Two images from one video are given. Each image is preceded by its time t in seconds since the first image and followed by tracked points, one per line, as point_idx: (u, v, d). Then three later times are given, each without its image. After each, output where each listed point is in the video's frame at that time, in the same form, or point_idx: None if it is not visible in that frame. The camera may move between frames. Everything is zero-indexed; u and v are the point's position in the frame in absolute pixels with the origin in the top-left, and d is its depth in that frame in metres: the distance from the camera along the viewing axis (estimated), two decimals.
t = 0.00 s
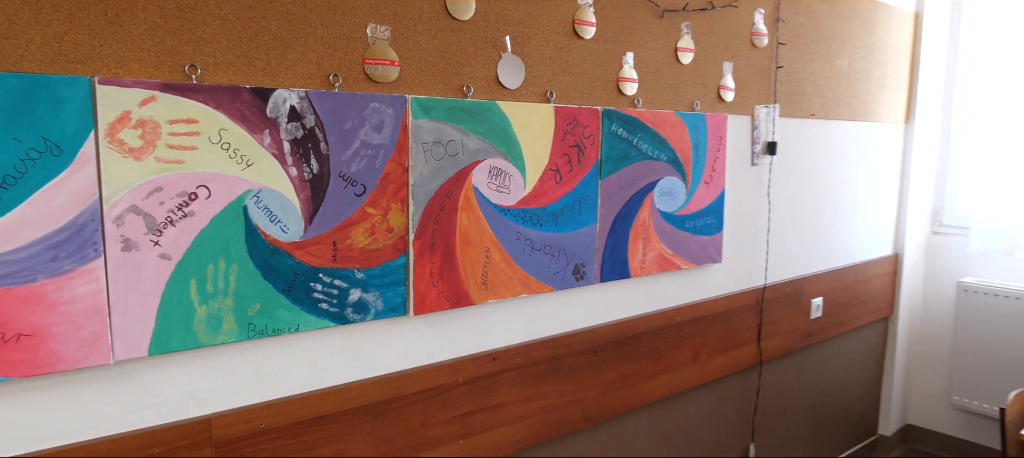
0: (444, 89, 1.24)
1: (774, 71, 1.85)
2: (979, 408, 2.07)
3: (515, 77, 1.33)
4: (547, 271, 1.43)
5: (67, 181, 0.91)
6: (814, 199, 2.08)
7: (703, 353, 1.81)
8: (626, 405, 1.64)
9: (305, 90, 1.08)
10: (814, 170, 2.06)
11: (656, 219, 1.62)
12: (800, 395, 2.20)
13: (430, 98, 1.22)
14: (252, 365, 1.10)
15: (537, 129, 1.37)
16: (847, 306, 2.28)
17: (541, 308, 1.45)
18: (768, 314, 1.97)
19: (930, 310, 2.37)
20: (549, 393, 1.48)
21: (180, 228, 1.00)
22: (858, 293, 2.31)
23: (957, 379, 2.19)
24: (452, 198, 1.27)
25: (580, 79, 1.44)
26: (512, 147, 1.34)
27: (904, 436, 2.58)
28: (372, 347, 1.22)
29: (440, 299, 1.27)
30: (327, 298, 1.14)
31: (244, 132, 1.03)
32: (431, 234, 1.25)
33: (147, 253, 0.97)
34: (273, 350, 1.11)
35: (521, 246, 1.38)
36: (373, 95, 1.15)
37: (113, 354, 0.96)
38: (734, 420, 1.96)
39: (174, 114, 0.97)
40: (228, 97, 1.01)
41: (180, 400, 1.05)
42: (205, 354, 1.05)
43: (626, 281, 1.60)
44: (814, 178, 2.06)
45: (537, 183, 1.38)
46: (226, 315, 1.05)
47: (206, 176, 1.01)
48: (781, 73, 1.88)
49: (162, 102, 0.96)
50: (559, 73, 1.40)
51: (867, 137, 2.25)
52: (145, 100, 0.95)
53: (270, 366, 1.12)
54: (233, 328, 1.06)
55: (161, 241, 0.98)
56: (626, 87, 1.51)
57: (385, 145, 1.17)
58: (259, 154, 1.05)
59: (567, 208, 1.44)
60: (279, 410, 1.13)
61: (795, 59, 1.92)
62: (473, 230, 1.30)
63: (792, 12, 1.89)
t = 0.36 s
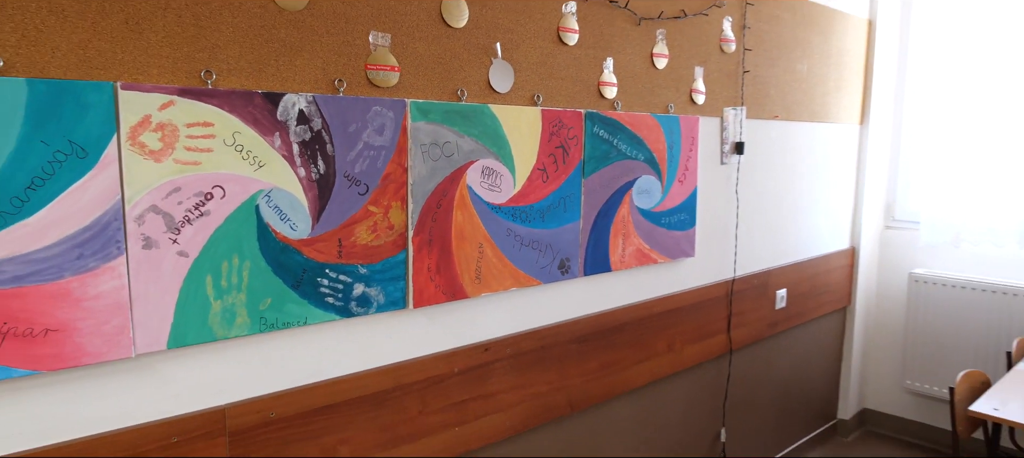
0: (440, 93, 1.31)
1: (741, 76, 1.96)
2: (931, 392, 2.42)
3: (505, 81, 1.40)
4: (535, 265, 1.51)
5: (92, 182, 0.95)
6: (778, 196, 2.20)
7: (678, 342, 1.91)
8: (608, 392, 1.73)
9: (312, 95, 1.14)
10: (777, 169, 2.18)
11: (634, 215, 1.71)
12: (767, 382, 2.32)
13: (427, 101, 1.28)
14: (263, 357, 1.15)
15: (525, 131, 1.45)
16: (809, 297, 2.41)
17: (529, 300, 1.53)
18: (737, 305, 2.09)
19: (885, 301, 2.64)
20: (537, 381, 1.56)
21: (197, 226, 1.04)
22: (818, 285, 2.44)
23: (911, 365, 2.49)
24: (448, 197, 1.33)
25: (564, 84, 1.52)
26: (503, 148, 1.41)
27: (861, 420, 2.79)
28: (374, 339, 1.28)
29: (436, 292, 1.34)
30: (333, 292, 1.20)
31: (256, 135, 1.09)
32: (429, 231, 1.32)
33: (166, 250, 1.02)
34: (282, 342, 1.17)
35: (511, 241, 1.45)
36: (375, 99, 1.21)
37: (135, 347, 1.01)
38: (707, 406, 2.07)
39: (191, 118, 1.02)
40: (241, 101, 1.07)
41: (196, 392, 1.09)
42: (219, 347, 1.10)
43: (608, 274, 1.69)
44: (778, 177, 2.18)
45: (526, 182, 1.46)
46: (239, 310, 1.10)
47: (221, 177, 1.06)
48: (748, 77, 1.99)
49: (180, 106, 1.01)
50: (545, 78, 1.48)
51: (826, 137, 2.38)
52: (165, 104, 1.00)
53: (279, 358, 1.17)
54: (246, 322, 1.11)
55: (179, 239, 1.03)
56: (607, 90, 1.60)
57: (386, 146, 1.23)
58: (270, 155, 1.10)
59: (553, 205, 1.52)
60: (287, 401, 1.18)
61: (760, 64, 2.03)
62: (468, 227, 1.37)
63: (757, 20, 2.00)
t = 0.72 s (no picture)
0: (439, 96, 1.38)
1: (710, 80, 2.08)
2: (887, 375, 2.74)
3: (497, 84, 1.48)
4: (526, 258, 1.59)
5: (122, 180, 1.00)
6: (744, 193, 2.33)
7: (654, 331, 2.01)
8: (592, 379, 1.83)
9: (323, 97, 1.20)
10: (743, 168, 2.31)
11: (615, 212, 1.81)
12: (735, 369, 2.45)
13: (427, 104, 1.35)
14: (277, 347, 1.21)
15: (516, 131, 1.53)
16: (772, 288, 2.55)
17: (520, 292, 1.61)
18: (708, 296, 2.21)
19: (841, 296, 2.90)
20: (528, 369, 1.65)
21: (217, 222, 1.10)
22: (781, 277, 2.59)
23: (866, 353, 2.79)
24: (446, 194, 1.41)
25: (551, 87, 1.61)
26: (495, 148, 1.49)
27: (819, 404, 2.99)
28: (379, 329, 1.35)
29: (436, 285, 1.41)
30: (342, 285, 1.26)
31: (272, 135, 1.14)
32: (429, 227, 1.39)
33: (189, 245, 1.07)
34: (295, 333, 1.22)
35: (503, 236, 1.53)
36: (380, 101, 1.28)
37: (161, 338, 1.06)
38: (681, 392, 2.18)
39: (213, 119, 1.07)
40: (259, 103, 1.12)
41: (216, 381, 1.14)
42: (237, 338, 1.15)
43: (591, 267, 1.78)
44: (744, 175, 2.31)
45: (516, 180, 1.54)
46: (256, 301, 1.16)
47: (240, 175, 1.11)
48: (716, 81, 2.11)
49: (202, 108, 1.06)
50: (533, 81, 1.56)
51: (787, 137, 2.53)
52: (189, 106, 1.05)
53: (292, 348, 1.23)
54: (262, 313, 1.17)
55: (202, 234, 1.08)
56: (589, 94, 1.69)
57: (390, 146, 1.30)
58: (285, 155, 1.16)
59: (541, 202, 1.61)
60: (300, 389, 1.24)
61: (727, 69, 2.16)
62: (464, 223, 1.45)
63: (724, 27, 2.12)
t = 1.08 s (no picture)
0: (430, 98, 1.46)
1: (673, 83, 2.21)
2: (837, 359, 2.92)
3: (482, 87, 1.57)
4: (509, 252, 1.68)
5: (143, 179, 1.05)
6: (704, 190, 2.48)
7: (624, 320, 2.13)
8: (568, 366, 1.93)
9: (325, 99, 1.27)
10: (704, 166, 2.45)
11: (589, 207, 1.92)
12: (697, 356, 2.59)
13: (420, 106, 1.43)
14: (284, 337, 1.27)
15: (499, 131, 1.62)
16: (730, 279, 2.71)
17: (503, 283, 1.70)
18: (672, 286, 2.34)
19: (792, 286, 3.09)
20: (511, 356, 1.74)
21: (231, 218, 1.16)
22: (737, 268, 2.74)
23: (817, 340, 2.97)
24: (437, 191, 1.49)
25: (530, 90, 1.70)
26: (481, 147, 1.58)
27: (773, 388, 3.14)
28: (376, 320, 1.42)
29: (427, 277, 1.49)
30: (343, 278, 1.33)
31: (280, 136, 1.21)
32: (421, 222, 1.47)
33: (205, 241, 1.13)
34: (300, 323, 1.29)
35: (488, 231, 1.62)
36: (377, 103, 1.35)
37: (179, 329, 1.11)
38: (649, 378, 2.31)
39: (226, 120, 1.13)
40: (268, 105, 1.18)
41: (229, 370, 1.20)
42: (248, 328, 1.21)
43: (567, 260, 1.89)
44: (704, 172, 2.45)
45: (500, 178, 1.64)
46: (265, 294, 1.22)
47: (251, 173, 1.17)
48: (679, 84, 2.24)
49: (217, 110, 1.12)
50: (515, 84, 1.66)
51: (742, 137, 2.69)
52: (205, 108, 1.11)
53: (298, 338, 1.29)
54: (271, 305, 1.23)
55: (216, 230, 1.14)
56: (565, 96, 1.79)
57: (386, 146, 1.38)
58: (292, 154, 1.22)
59: (523, 198, 1.70)
60: (305, 376, 1.30)
61: (689, 73, 2.29)
62: (453, 218, 1.53)
63: (685, 33, 2.26)
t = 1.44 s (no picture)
0: (403, 100, 1.54)
1: (627, 85, 2.33)
2: (780, 345, 3.10)
3: (451, 89, 1.65)
4: (477, 246, 1.77)
5: (138, 178, 1.10)
6: (656, 186, 2.61)
7: (584, 311, 2.24)
8: (533, 354, 2.03)
9: (306, 101, 1.33)
10: (656, 164, 2.58)
11: (550, 203, 2.02)
12: (652, 344, 2.72)
13: (394, 107, 1.51)
14: (269, 328, 1.33)
15: (467, 131, 1.71)
16: (681, 271, 2.85)
17: (472, 276, 1.79)
18: (628, 279, 2.46)
19: (738, 277, 3.26)
20: (480, 345, 1.82)
21: (219, 215, 1.21)
22: (687, 261, 2.89)
23: (762, 327, 3.15)
24: (410, 188, 1.57)
25: (495, 92, 1.79)
26: (450, 147, 1.66)
27: (722, 375, 3.30)
28: (355, 311, 1.49)
29: (402, 270, 1.57)
30: (324, 271, 1.40)
31: (265, 136, 1.27)
32: (396, 218, 1.54)
33: (195, 237, 1.18)
34: (284, 315, 1.35)
35: (458, 226, 1.71)
36: (354, 105, 1.42)
37: (172, 321, 1.16)
38: (608, 365, 2.42)
39: (215, 121, 1.19)
40: (253, 107, 1.24)
41: (218, 360, 1.25)
42: (235, 320, 1.27)
43: (531, 254, 1.99)
44: (656, 169, 2.59)
45: (468, 176, 1.72)
46: (252, 287, 1.28)
47: (238, 172, 1.23)
48: (632, 86, 2.37)
49: (206, 111, 1.18)
50: (481, 87, 1.75)
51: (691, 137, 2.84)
52: (195, 110, 1.16)
53: (282, 330, 1.35)
54: (257, 298, 1.29)
55: (206, 226, 1.20)
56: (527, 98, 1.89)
57: (363, 146, 1.45)
58: (275, 154, 1.29)
59: (489, 195, 1.79)
60: (289, 366, 1.36)
61: (640, 76, 2.42)
62: (425, 214, 1.61)
63: (637, 38, 2.38)
